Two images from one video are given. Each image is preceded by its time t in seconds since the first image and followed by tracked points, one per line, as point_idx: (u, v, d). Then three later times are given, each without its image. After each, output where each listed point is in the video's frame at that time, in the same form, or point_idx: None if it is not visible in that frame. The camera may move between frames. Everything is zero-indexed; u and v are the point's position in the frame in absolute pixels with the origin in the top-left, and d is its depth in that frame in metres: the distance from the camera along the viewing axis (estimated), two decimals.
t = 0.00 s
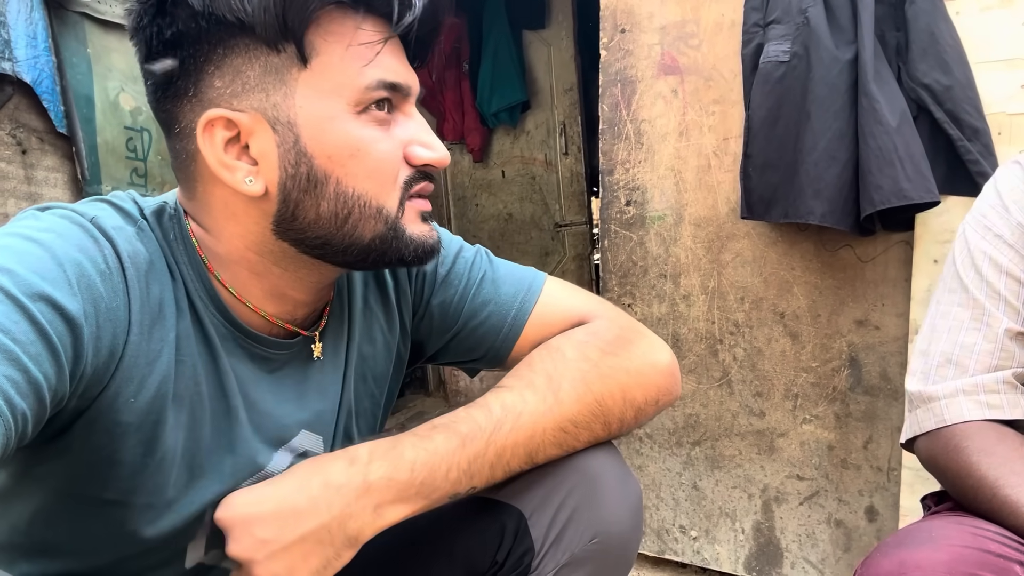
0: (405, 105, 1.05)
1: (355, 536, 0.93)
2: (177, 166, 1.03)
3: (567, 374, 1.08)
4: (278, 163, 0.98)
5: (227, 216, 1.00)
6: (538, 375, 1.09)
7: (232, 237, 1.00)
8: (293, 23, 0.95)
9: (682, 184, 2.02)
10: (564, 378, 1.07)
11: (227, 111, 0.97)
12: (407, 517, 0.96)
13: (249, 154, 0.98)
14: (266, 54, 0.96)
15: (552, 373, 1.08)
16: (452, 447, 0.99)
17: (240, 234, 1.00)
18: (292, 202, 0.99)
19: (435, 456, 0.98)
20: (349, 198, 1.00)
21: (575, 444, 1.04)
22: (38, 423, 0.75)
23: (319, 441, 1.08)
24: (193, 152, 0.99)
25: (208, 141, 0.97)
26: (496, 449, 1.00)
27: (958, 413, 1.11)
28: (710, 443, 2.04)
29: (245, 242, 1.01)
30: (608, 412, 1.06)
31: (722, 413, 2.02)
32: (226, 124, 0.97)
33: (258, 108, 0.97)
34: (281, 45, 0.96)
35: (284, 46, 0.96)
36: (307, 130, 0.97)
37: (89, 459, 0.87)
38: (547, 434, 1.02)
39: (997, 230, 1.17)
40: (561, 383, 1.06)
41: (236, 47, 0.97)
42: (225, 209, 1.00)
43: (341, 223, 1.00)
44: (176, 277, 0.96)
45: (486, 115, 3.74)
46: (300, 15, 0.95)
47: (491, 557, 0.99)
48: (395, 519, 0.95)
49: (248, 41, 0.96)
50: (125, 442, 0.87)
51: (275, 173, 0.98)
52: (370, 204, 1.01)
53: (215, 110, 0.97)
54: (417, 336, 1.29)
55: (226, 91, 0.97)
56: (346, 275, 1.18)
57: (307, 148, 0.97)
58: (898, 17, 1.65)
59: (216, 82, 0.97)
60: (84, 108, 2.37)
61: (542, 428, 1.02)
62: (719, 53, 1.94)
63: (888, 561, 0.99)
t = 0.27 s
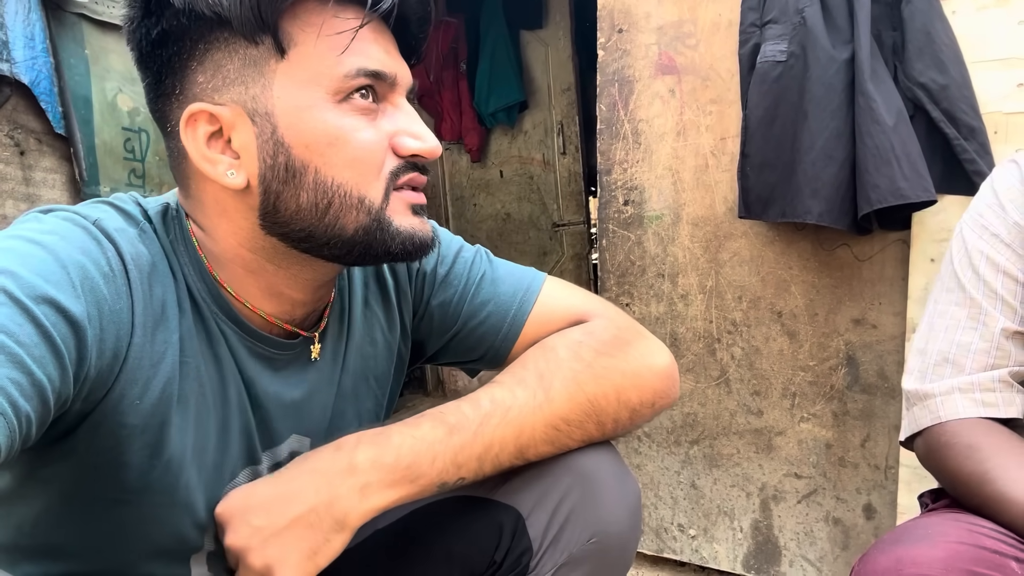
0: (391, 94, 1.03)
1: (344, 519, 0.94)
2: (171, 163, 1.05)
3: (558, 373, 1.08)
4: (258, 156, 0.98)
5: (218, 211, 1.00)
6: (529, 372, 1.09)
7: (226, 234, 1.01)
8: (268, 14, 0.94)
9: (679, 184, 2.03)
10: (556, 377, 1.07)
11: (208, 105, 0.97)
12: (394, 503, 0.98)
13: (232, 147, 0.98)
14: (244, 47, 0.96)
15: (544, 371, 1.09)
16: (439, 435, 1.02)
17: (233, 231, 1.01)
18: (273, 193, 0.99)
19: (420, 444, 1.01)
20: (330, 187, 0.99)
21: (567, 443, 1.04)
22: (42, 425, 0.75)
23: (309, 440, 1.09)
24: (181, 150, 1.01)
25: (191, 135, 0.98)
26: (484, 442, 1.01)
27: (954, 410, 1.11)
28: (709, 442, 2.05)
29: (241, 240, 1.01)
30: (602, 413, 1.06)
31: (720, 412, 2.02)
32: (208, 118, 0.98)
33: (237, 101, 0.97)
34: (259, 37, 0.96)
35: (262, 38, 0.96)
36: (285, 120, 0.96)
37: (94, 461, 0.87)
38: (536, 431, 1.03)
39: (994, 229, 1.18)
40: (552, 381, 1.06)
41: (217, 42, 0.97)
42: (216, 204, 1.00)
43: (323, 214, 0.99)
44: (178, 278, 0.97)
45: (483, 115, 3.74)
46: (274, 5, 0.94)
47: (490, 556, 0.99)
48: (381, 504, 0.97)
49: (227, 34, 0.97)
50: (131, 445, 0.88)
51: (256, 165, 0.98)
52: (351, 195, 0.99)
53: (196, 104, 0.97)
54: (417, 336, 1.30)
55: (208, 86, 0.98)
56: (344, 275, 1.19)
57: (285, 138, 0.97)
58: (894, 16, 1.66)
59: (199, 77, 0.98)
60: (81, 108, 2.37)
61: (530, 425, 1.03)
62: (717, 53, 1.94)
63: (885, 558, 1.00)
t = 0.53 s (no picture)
0: (387, 91, 1.03)
1: (337, 510, 0.94)
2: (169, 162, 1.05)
3: (551, 371, 1.08)
4: (254, 153, 0.98)
5: (216, 210, 1.00)
6: (523, 371, 1.09)
7: (222, 233, 1.01)
8: (263, 11, 0.94)
9: (680, 182, 2.02)
10: (548, 376, 1.07)
11: (203, 102, 0.97)
12: (388, 494, 0.98)
13: (227, 145, 0.98)
14: (239, 44, 0.96)
15: (537, 369, 1.09)
16: (431, 430, 1.03)
17: (230, 229, 1.01)
18: (269, 190, 0.98)
19: (411, 439, 1.02)
20: (324, 184, 0.98)
21: (561, 440, 1.04)
22: (39, 426, 0.75)
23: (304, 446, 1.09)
24: (177, 148, 1.00)
25: (186, 132, 0.97)
26: (474, 436, 1.01)
27: (955, 407, 1.11)
28: (710, 441, 2.04)
29: (239, 239, 1.01)
30: (596, 410, 1.06)
31: (721, 411, 2.02)
32: (204, 114, 0.97)
33: (232, 97, 0.97)
34: (254, 34, 0.95)
35: (257, 35, 0.95)
36: (280, 116, 0.96)
37: (92, 461, 0.87)
38: (528, 427, 1.03)
39: (996, 226, 1.17)
40: (544, 379, 1.07)
41: (213, 39, 0.97)
42: (213, 203, 1.00)
43: (319, 212, 0.99)
44: (176, 277, 0.97)
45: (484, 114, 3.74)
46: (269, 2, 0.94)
47: (489, 555, 0.97)
48: (377, 492, 0.97)
49: (223, 31, 0.97)
50: (128, 444, 0.88)
51: (252, 162, 0.98)
52: (347, 191, 0.99)
53: (192, 101, 0.97)
54: (416, 335, 1.29)
55: (204, 83, 0.98)
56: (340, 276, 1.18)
57: (280, 135, 0.97)
58: (895, 13, 1.65)
59: (195, 74, 0.98)
60: (81, 108, 2.37)
61: (522, 423, 1.02)
62: (717, 51, 1.94)
63: (884, 557, 0.99)
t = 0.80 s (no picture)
0: (391, 96, 1.03)
1: (360, 541, 0.93)
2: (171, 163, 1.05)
3: (568, 377, 1.07)
4: (256, 155, 0.98)
5: (218, 211, 1.00)
6: (541, 378, 1.08)
7: (224, 234, 1.01)
8: (268, 14, 0.94)
9: (680, 184, 2.03)
10: (567, 382, 1.06)
11: (207, 104, 0.97)
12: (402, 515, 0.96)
13: (230, 146, 0.98)
14: (244, 46, 0.96)
15: (555, 376, 1.08)
16: (456, 451, 0.99)
17: (232, 230, 1.01)
18: (271, 192, 0.98)
19: (439, 459, 0.98)
20: (326, 186, 0.98)
21: (576, 448, 1.04)
22: (38, 426, 0.75)
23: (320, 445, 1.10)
24: (179, 149, 1.01)
25: (190, 134, 0.98)
26: (500, 453, 0.99)
27: (952, 410, 1.11)
28: (709, 443, 2.05)
29: (240, 241, 1.01)
30: (612, 415, 1.06)
31: (721, 413, 2.02)
32: (207, 116, 0.98)
33: (236, 100, 0.97)
34: (259, 37, 0.96)
35: (262, 38, 0.96)
36: (283, 119, 0.96)
37: (91, 461, 0.87)
38: (550, 438, 1.02)
39: (992, 228, 1.18)
40: (563, 388, 1.05)
41: (217, 41, 0.97)
42: (215, 204, 1.00)
43: (321, 214, 0.99)
44: (175, 277, 0.97)
45: (484, 116, 3.74)
46: (274, 5, 0.94)
47: (491, 556, 1.00)
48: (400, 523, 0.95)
49: (227, 34, 0.97)
50: (125, 444, 0.88)
51: (254, 164, 0.98)
52: (348, 194, 0.99)
53: (196, 103, 0.97)
54: (418, 337, 1.30)
55: (207, 85, 0.98)
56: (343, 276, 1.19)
57: (283, 137, 0.97)
58: (894, 15, 1.66)
59: (199, 76, 0.98)
60: (81, 110, 2.37)
61: (543, 434, 1.01)
62: (716, 53, 1.94)
63: (884, 559, 0.99)
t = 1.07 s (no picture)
0: (395, 99, 1.04)
1: (350, 531, 0.92)
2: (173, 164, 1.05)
3: (565, 378, 1.07)
4: (260, 157, 0.98)
5: (222, 213, 1.01)
6: (536, 378, 1.08)
7: (227, 235, 1.01)
8: (275, 16, 0.95)
9: (678, 185, 2.03)
10: (563, 384, 1.07)
11: (212, 106, 0.97)
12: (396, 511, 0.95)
13: (234, 148, 0.99)
14: (249, 48, 0.96)
15: (550, 376, 1.08)
16: (448, 446, 0.99)
17: (236, 231, 1.01)
18: (275, 195, 0.99)
19: (429, 453, 0.98)
20: (331, 189, 0.99)
21: (573, 450, 1.04)
22: (43, 427, 0.75)
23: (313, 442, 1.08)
24: (183, 149, 1.01)
25: (194, 135, 0.98)
26: (493, 451, 0.99)
27: (951, 412, 1.11)
28: (708, 444, 2.05)
29: (243, 241, 1.01)
30: (608, 419, 1.06)
31: (719, 414, 2.02)
32: (212, 118, 0.98)
33: (241, 102, 0.97)
34: (265, 39, 0.96)
35: (268, 40, 0.96)
36: (288, 121, 0.96)
37: (95, 462, 0.87)
38: (544, 439, 1.02)
39: (990, 231, 1.18)
40: (560, 388, 1.06)
41: (222, 43, 0.97)
42: (219, 205, 1.01)
43: (324, 216, 0.99)
44: (179, 278, 0.97)
45: (483, 117, 3.74)
46: (281, 8, 0.94)
47: (490, 558, 0.99)
48: (390, 513, 0.95)
49: (233, 36, 0.97)
50: (129, 445, 0.88)
51: (258, 166, 0.98)
52: (352, 196, 0.99)
53: (202, 105, 0.97)
54: (419, 338, 1.30)
55: (212, 87, 0.98)
56: (346, 277, 1.19)
57: (287, 139, 0.97)
58: (892, 18, 1.66)
59: (204, 77, 0.98)
60: (79, 110, 2.36)
61: (540, 435, 1.02)
62: (715, 55, 1.95)
63: (882, 559, 0.99)
